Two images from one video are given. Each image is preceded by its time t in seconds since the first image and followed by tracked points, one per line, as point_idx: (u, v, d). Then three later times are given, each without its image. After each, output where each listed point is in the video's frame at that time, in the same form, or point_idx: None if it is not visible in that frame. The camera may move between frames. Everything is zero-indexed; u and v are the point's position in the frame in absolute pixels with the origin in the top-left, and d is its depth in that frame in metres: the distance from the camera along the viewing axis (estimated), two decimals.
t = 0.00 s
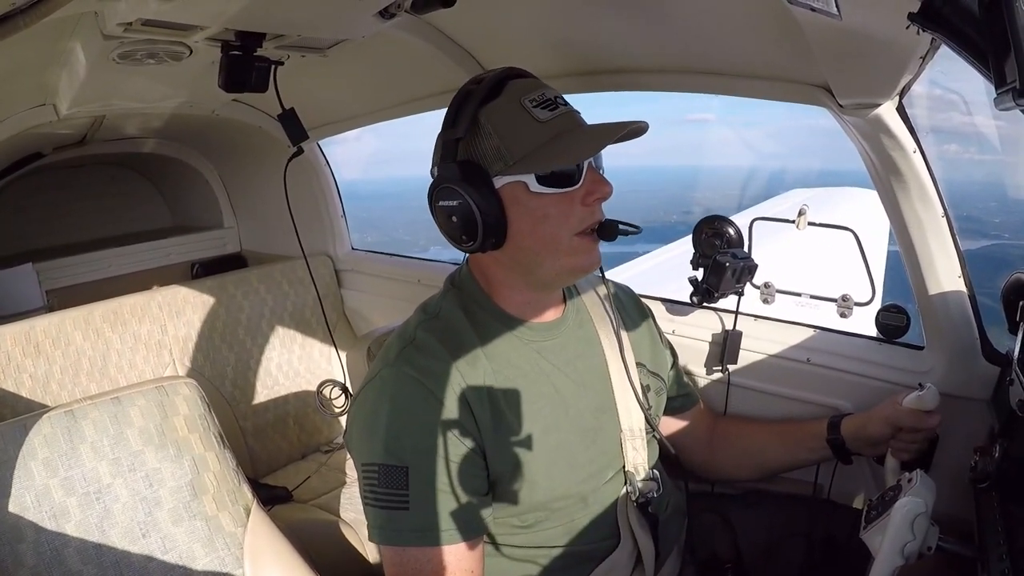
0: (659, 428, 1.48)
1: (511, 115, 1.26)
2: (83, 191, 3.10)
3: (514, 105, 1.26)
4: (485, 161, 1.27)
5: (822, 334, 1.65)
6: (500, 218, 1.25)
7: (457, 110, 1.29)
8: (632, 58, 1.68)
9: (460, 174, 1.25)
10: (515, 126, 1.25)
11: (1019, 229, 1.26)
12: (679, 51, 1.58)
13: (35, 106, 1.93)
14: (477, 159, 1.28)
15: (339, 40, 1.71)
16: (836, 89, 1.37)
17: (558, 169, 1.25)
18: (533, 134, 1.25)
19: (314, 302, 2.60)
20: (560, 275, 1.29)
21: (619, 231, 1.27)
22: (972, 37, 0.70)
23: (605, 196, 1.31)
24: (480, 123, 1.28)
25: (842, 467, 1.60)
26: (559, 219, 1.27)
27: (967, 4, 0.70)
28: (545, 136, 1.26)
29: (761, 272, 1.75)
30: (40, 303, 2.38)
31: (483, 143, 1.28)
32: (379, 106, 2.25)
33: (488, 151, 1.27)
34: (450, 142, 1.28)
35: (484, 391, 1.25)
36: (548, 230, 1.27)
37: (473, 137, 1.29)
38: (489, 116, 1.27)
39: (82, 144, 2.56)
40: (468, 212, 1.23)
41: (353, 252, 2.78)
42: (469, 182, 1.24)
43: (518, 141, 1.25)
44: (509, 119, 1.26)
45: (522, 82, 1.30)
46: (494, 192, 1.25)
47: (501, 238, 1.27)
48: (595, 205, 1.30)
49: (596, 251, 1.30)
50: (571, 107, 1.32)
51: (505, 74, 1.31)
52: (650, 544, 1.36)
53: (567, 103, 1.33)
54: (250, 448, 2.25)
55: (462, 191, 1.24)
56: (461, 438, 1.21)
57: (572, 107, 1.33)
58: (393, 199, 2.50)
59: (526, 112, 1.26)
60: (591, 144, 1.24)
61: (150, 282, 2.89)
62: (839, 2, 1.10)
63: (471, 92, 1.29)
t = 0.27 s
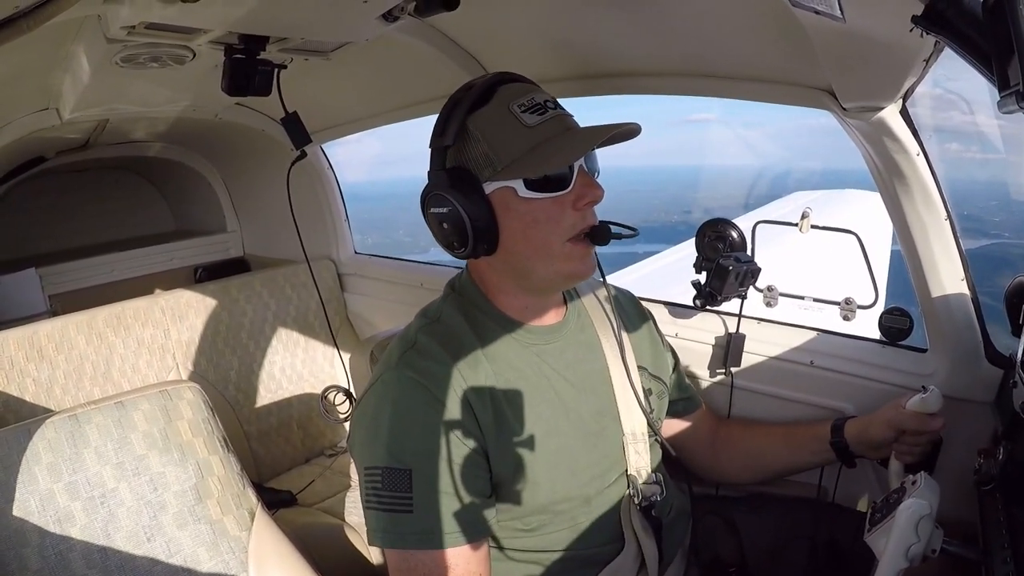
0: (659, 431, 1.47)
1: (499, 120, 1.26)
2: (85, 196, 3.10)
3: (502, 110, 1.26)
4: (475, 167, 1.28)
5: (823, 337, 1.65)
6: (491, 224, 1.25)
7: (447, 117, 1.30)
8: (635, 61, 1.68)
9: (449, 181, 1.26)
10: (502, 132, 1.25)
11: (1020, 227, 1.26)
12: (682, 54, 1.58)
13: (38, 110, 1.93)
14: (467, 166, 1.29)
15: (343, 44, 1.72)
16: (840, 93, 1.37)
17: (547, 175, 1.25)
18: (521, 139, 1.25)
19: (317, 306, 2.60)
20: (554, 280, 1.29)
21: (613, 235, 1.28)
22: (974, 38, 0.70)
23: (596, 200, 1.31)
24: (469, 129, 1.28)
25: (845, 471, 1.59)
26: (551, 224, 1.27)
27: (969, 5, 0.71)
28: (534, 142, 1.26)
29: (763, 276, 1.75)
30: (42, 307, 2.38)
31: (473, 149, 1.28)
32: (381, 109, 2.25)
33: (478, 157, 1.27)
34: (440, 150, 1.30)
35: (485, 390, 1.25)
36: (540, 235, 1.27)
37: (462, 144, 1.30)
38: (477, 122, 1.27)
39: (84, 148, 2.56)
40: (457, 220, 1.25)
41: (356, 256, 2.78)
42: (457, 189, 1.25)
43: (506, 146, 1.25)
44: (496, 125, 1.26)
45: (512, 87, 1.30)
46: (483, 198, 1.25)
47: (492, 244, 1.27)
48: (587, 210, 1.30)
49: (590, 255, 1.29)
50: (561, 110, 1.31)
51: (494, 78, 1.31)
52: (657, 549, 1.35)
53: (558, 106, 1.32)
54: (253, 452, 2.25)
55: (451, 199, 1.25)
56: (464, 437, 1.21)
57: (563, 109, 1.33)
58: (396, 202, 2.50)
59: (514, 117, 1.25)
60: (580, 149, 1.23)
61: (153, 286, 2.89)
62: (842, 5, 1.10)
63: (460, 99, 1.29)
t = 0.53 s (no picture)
0: (664, 436, 1.47)
1: (499, 127, 1.25)
2: (88, 201, 3.10)
3: (501, 117, 1.26)
4: (475, 175, 1.27)
5: (823, 343, 1.65)
6: (493, 232, 1.25)
7: (446, 124, 1.29)
8: (640, 67, 1.68)
9: (449, 189, 1.26)
10: (502, 139, 1.25)
11: (1017, 220, 1.29)
12: (686, 60, 1.58)
13: (42, 116, 1.93)
14: (467, 173, 1.29)
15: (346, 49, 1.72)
16: (843, 100, 1.37)
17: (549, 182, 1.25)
18: (522, 145, 1.25)
19: (320, 311, 2.60)
20: (557, 285, 1.30)
21: (614, 239, 1.27)
22: (976, 44, 0.70)
23: (598, 204, 1.31)
24: (468, 136, 1.28)
25: (848, 476, 1.59)
26: (553, 230, 1.27)
27: (972, 11, 0.71)
28: (534, 149, 1.26)
29: (767, 283, 1.75)
30: (45, 313, 2.37)
31: (472, 156, 1.28)
32: (384, 115, 2.26)
33: (477, 165, 1.27)
34: (440, 158, 1.29)
35: (486, 389, 1.25)
36: (541, 242, 1.27)
37: (462, 152, 1.29)
38: (476, 129, 1.27)
39: (87, 154, 2.56)
40: (459, 229, 1.25)
41: (359, 262, 2.77)
42: (458, 198, 1.25)
43: (506, 154, 1.25)
44: (496, 131, 1.26)
45: (510, 92, 1.30)
46: (484, 206, 1.25)
47: (494, 251, 1.27)
48: (589, 214, 1.30)
49: (593, 258, 1.29)
50: (560, 115, 1.31)
51: (493, 83, 1.31)
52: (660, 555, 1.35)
53: (557, 110, 1.32)
54: (256, 458, 2.24)
55: (452, 208, 1.25)
56: (467, 436, 1.21)
57: (562, 114, 1.32)
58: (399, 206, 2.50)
59: (514, 124, 1.25)
60: (580, 156, 1.23)
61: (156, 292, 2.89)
62: (846, 10, 1.09)
63: (458, 106, 1.29)
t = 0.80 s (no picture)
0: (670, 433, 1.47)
1: (512, 126, 1.26)
2: (91, 201, 3.11)
3: (514, 116, 1.26)
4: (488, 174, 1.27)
5: (823, 340, 1.66)
6: (508, 229, 1.24)
7: (457, 124, 1.28)
8: (642, 66, 1.68)
9: (464, 187, 1.24)
10: (516, 137, 1.25)
11: (1013, 212, 1.31)
12: (689, 59, 1.58)
13: (45, 116, 1.94)
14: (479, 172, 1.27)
15: (348, 48, 1.72)
16: (846, 98, 1.37)
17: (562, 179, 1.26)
18: (535, 144, 1.26)
19: (323, 310, 2.60)
20: (568, 280, 1.30)
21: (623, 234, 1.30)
22: (979, 43, 0.70)
23: (607, 200, 1.32)
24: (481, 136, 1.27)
25: (852, 474, 1.59)
26: (565, 226, 1.28)
27: (975, 8, 0.71)
28: (547, 146, 1.26)
29: (770, 281, 1.74)
30: (49, 313, 2.38)
31: (485, 156, 1.27)
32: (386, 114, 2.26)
33: (491, 163, 1.27)
34: (454, 156, 1.27)
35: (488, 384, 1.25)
36: (554, 238, 1.28)
37: (475, 151, 1.28)
38: (490, 129, 1.27)
39: (89, 154, 2.57)
40: (476, 226, 1.22)
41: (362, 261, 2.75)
42: (474, 195, 1.23)
43: (520, 153, 1.25)
44: (509, 130, 1.26)
45: (518, 93, 1.30)
46: (500, 203, 1.24)
47: (508, 247, 1.27)
48: (598, 210, 1.31)
49: (602, 253, 1.31)
50: (568, 115, 1.32)
51: (501, 84, 1.31)
52: (664, 552, 1.35)
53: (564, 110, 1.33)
54: (260, 457, 2.25)
55: (468, 205, 1.22)
56: (467, 429, 1.21)
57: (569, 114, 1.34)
58: (401, 205, 2.50)
59: (527, 123, 1.26)
60: (594, 153, 1.25)
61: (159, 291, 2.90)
62: (849, 9, 1.10)
63: (470, 106, 1.28)
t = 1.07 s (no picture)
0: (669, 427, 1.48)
1: (527, 115, 1.26)
2: (91, 193, 3.11)
3: (530, 106, 1.27)
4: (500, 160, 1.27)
5: (825, 334, 1.66)
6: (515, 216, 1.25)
7: (473, 108, 1.28)
8: (643, 58, 1.68)
9: (475, 171, 1.24)
10: (530, 127, 1.26)
11: (1012, 212, 1.31)
12: (689, 52, 1.58)
13: (44, 107, 1.93)
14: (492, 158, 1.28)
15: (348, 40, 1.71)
16: (845, 91, 1.37)
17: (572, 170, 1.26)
18: (549, 134, 1.26)
19: (323, 302, 2.60)
20: (571, 274, 1.30)
21: (630, 230, 1.29)
22: (981, 37, 0.70)
23: (616, 197, 1.32)
24: (496, 122, 1.28)
25: (851, 466, 1.60)
26: (572, 218, 1.28)
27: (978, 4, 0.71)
28: (561, 138, 1.26)
29: (770, 274, 1.75)
30: (49, 304, 2.39)
31: (499, 143, 1.28)
32: (386, 106, 2.25)
33: (504, 150, 1.27)
34: (467, 139, 1.26)
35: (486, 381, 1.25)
36: (561, 229, 1.28)
37: (489, 137, 1.29)
38: (505, 116, 1.27)
39: (89, 145, 2.56)
40: (483, 210, 1.23)
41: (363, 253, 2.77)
42: (484, 180, 1.23)
43: (533, 142, 1.26)
44: (524, 119, 1.26)
45: (537, 84, 1.31)
46: (509, 190, 1.24)
47: (514, 235, 1.26)
48: (607, 206, 1.31)
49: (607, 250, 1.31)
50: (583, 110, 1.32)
51: (520, 74, 1.31)
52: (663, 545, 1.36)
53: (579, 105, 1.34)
54: (259, 449, 2.26)
55: (478, 189, 1.22)
56: (464, 429, 1.20)
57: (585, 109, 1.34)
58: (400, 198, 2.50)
59: (543, 113, 1.26)
60: (607, 148, 1.24)
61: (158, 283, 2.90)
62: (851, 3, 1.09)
63: (487, 92, 1.28)
